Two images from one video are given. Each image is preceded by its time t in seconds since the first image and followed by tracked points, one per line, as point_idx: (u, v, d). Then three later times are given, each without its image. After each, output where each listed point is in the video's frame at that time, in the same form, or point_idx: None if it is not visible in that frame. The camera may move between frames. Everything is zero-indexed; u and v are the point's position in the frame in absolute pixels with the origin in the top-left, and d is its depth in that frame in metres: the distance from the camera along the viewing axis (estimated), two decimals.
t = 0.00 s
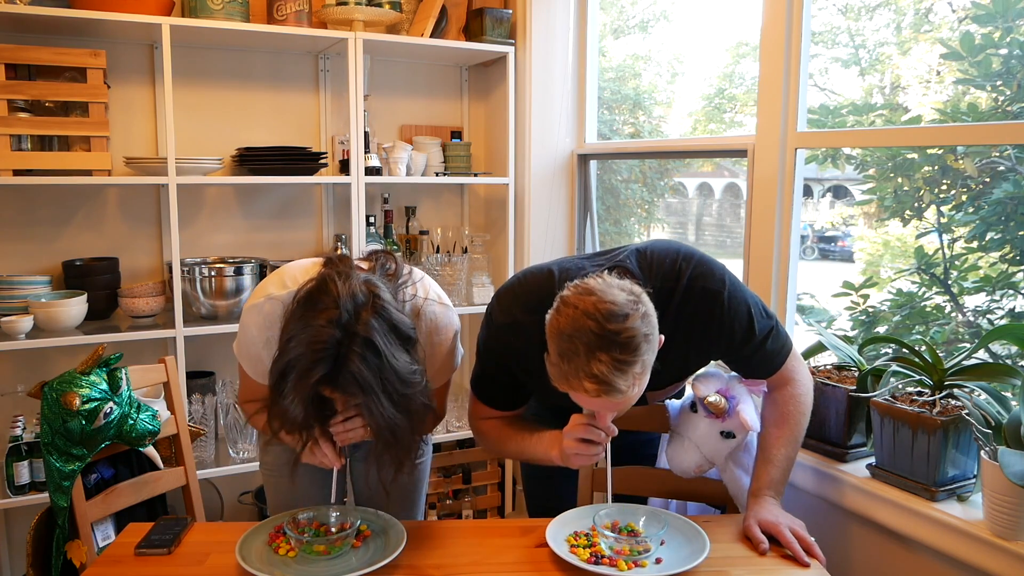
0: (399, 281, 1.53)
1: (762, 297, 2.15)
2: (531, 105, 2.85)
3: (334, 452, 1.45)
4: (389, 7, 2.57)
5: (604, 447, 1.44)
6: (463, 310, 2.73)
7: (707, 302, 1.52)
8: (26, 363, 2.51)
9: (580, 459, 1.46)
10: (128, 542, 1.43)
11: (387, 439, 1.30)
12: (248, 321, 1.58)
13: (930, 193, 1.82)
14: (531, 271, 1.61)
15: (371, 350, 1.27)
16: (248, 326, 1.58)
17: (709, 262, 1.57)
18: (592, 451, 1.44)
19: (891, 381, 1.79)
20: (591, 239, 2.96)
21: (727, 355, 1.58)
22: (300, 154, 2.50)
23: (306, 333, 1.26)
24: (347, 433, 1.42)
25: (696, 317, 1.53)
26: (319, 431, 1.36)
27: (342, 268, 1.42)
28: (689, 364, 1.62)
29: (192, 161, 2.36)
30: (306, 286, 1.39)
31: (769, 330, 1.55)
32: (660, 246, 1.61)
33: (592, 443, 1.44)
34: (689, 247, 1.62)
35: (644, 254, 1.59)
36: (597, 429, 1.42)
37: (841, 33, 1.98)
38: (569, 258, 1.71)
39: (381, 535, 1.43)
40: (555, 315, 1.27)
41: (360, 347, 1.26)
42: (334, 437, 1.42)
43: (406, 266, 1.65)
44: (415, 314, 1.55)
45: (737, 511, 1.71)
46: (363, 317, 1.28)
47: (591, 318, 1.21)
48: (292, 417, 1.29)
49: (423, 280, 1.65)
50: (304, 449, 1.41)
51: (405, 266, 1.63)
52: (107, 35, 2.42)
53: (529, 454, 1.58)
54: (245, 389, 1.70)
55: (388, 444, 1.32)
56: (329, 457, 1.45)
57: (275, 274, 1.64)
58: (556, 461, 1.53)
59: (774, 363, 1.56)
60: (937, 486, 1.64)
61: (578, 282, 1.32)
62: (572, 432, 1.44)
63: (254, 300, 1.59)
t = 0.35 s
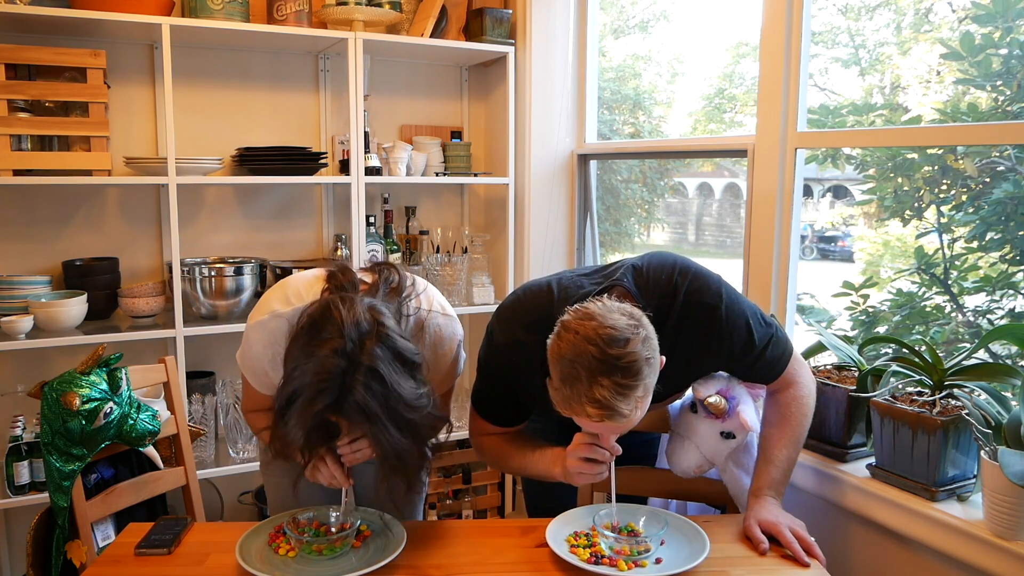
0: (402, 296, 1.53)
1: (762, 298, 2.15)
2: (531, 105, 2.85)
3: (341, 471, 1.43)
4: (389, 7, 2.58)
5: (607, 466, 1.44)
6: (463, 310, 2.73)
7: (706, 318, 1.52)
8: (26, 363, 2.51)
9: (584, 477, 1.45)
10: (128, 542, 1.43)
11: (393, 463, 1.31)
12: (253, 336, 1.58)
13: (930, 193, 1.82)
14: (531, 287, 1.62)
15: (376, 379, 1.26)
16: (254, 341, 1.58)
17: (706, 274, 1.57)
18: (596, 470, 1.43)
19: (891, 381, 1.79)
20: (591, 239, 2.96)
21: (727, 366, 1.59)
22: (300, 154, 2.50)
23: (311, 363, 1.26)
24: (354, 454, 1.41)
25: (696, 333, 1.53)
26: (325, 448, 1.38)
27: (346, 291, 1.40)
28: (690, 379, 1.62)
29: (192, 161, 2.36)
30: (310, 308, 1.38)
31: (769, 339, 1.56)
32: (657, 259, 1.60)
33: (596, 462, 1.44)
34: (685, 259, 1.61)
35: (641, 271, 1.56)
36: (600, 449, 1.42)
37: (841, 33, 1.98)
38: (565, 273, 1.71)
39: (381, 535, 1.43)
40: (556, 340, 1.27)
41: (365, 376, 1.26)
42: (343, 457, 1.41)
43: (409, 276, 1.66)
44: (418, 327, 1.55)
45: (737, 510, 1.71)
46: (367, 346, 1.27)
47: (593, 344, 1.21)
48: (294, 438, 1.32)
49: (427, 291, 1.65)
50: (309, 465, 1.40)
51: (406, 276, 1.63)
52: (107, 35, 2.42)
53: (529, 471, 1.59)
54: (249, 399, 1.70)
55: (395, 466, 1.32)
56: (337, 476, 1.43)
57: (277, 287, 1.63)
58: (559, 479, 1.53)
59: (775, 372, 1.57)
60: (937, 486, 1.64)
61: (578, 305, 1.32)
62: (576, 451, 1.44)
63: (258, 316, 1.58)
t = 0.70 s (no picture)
0: (405, 276, 1.53)
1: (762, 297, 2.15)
2: (531, 105, 2.85)
3: (338, 446, 1.45)
4: (389, 8, 2.57)
5: (610, 421, 1.44)
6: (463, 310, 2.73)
7: (712, 289, 1.54)
8: (26, 363, 2.51)
9: (585, 435, 1.45)
10: (128, 542, 1.43)
11: (389, 434, 1.32)
12: (254, 316, 1.58)
13: (930, 193, 1.82)
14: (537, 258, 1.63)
15: (375, 346, 1.27)
16: (253, 320, 1.58)
17: (713, 253, 1.58)
18: (597, 426, 1.43)
19: (891, 381, 1.79)
20: (591, 239, 2.96)
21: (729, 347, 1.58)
22: (300, 154, 2.50)
23: (311, 327, 1.27)
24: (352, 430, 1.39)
25: (701, 304, 1.55)
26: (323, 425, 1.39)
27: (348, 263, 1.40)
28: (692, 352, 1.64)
29: (191, 161, 2.36)
30: (311, 280, 1.38)
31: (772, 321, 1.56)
32: (666, 236, 1.62)
33: (597, 418, 1.44)
34: (693, 239, 1.63)
35: (649, 243, 1.60)
36: (601, 403, 1.42)
37: (841, 33, 1.98)
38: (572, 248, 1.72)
39: (381, 535, 1.43)
40: (563, 278, 1.29)
41: (364, 342, 1.27)
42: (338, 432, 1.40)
43: (412, 261, 1.66)
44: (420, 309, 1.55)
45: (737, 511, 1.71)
46: (368, 312, 1.28)
47: (599, 277, 1.24)
48: (298, 409, 1.33)
49: (429, 275, 1.65)
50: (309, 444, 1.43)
51: (410, 261, 1.63)
52: (107, 35, 2.42)
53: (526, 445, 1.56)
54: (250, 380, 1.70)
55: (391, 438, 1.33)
56: (332, 450, 1.44)
57: (281, 270, 1.63)
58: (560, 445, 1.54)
59: (774, 360, 1.56)
60: (937, 486, 1.64)
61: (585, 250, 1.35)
62: (576, 407, 1.44)
63: (261, 295, 1.59)
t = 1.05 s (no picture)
0: (402, 284, 1.54)
1: (762, 297, 2.15)
2: (531, 105, 2.85)
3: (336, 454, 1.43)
4: (389, 7, 2.57)
5: (586, 446, 1.42)
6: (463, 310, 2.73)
7: (702, 308, 1.52)
8: (26, 363, 2.51)
9: (562, 456, 1.44)
10: (128, 542, 1.43)
11: (388, 438, 1.31)
12: (252, 321, 1.58)
13: (930, 193, 1.82)
14: (525, 272, 1.61)
15: (372, 349, 1.27)
16: (252, 326, 1.58)
17: (703, 267, 1.57)
18: (573, 448, 1.42)
19: (891, 381, 1.79)
20: (591, 239, 2.96)
21: (723, 360, 1.58)
22: (300, 154, 2.50)
23: (306, 330, 1.27)
24: (351, 438, 1.41)
25: (692, 322, 1.53)
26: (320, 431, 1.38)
27: (343, 268, 1.42)
28: (686, 371, 1.62)
29: (192, 161, 2.36)
30: (307, 286, 1.39)
31: (764, 333, 1.55)
32: (654, 250, 1.60)
33: (574, 441, 1.43)
34: (683, 253, 1.61)
35: (637, 260, 1.58)
36: (579, 427, 1.41)
37: (841, 33, 1.98)
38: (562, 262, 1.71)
39: (381, 535, 1.43)
40: (543, 307, 1.27)
41: (361, 345, 1.27)
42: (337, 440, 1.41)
43: (410, 268, 1.66)
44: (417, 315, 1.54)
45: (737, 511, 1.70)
46: (364, 315, 1.29)
47: (578, 311, 1.21)
48: (286, 413, 1.31)
49: (426, 281, 1.65)
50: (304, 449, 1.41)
51: (407, 268, 1.64)
52: (107, 35, 2.42)
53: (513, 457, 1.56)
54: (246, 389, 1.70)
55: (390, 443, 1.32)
56: (331, 458, 1.43)
57: (278, 274, 1.64)
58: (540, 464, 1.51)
59: (769, 367, 1.56)
60: (937, 486, 1.64)
61: (569, 277, 1.32)
62: (553, 428, 1.43)
63: (258, 300, 1.59)
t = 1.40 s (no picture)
0: (404, 291, 1.54)
1: (762, 297, 2.15)
2: (531, 106, 2.85)
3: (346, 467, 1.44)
4: (389, 7, 2.57)
5: (580, 476, 1.43)
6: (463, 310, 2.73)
7: (696, 328, 1.51)
8: (26, 363, 2.51)
9: (556, 484, 1.44)
10: (128, 542, 1.42)
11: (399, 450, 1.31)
12: (256, 333, 1.58)
13: (930, 193, 1.82)
14: (517, 292, 1.60)
15: (381, 366, 1.27)
16: (256, 339, 1.58)
17: (694, 283, 1.56)
18: (569, 477, 1.42)
19: (891, 381, 1.79)
20: (591, 239, 2.96)
21: (720, 373, 1.58)
22: (300, 154, 2.50)
23: (314, 350, 1.26)
24: (360, 449, 1.42)
25: (686, 341, 1.53)
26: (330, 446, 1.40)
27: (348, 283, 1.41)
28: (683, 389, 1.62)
29: (192, 161, 2.36)
30: (310, 301, 1.38)
31: (760, 344, 1.55)
32: (644, 268, 1.59)
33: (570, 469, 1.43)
34: (673, 268, 1.60)
35: (627, 280, 1.56)
36: (574, 455, 1.42)
37: (841, 33, 1.98)
38: (555, 277, 1.69)
39: (381, 535, 1.43)
40: (532, 338, 1.27)
41: (369, 363, 1.27)
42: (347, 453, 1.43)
43: (411, 271, 1.66)
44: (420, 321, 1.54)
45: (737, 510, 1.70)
46: (371, 332, 1.29)
47: (568, 341, 1.21)
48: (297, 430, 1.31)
49: (428, 285, 1.65)
50: (314, 464, 1.42)
51: (409, 272, 1.64)
52: (107, 35, 2.42)
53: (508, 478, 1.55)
54: (251, 398, 1.69)
55: (400, 454, 1.33)
56: (341, 472, 1.44)
57: (280, 284, 1.63)
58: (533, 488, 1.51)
59: (767, 375, 1.56)
60: (937, 486, 1.64)
61: (559, 305, 1.32)
62: (547, 456, 1.43)
63: (261, 312, 1.59)
